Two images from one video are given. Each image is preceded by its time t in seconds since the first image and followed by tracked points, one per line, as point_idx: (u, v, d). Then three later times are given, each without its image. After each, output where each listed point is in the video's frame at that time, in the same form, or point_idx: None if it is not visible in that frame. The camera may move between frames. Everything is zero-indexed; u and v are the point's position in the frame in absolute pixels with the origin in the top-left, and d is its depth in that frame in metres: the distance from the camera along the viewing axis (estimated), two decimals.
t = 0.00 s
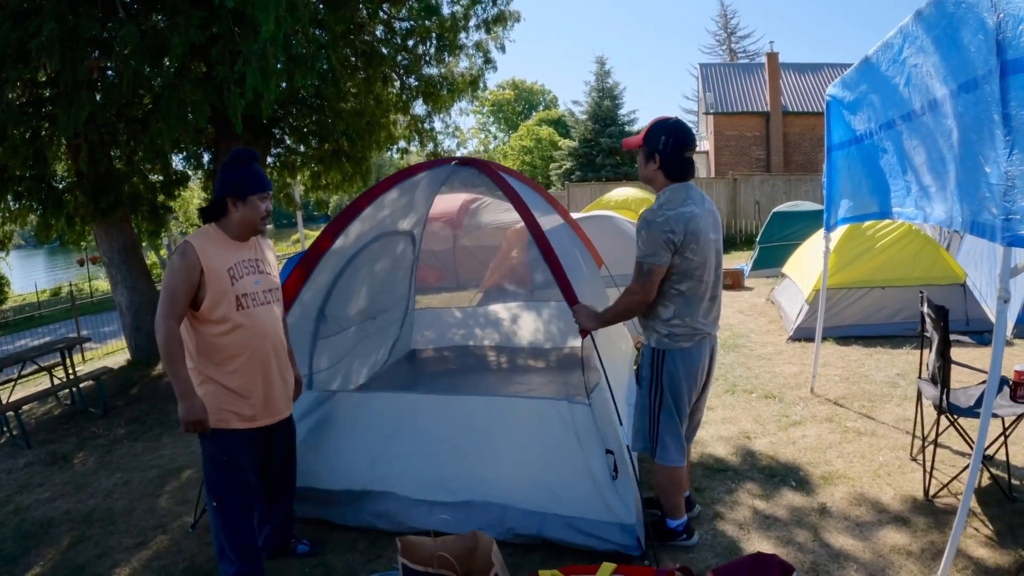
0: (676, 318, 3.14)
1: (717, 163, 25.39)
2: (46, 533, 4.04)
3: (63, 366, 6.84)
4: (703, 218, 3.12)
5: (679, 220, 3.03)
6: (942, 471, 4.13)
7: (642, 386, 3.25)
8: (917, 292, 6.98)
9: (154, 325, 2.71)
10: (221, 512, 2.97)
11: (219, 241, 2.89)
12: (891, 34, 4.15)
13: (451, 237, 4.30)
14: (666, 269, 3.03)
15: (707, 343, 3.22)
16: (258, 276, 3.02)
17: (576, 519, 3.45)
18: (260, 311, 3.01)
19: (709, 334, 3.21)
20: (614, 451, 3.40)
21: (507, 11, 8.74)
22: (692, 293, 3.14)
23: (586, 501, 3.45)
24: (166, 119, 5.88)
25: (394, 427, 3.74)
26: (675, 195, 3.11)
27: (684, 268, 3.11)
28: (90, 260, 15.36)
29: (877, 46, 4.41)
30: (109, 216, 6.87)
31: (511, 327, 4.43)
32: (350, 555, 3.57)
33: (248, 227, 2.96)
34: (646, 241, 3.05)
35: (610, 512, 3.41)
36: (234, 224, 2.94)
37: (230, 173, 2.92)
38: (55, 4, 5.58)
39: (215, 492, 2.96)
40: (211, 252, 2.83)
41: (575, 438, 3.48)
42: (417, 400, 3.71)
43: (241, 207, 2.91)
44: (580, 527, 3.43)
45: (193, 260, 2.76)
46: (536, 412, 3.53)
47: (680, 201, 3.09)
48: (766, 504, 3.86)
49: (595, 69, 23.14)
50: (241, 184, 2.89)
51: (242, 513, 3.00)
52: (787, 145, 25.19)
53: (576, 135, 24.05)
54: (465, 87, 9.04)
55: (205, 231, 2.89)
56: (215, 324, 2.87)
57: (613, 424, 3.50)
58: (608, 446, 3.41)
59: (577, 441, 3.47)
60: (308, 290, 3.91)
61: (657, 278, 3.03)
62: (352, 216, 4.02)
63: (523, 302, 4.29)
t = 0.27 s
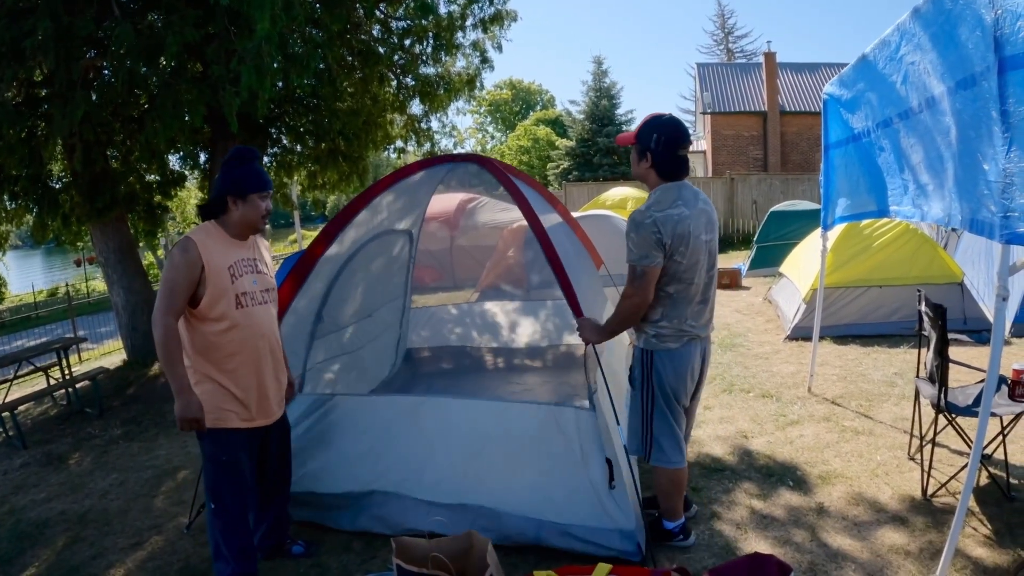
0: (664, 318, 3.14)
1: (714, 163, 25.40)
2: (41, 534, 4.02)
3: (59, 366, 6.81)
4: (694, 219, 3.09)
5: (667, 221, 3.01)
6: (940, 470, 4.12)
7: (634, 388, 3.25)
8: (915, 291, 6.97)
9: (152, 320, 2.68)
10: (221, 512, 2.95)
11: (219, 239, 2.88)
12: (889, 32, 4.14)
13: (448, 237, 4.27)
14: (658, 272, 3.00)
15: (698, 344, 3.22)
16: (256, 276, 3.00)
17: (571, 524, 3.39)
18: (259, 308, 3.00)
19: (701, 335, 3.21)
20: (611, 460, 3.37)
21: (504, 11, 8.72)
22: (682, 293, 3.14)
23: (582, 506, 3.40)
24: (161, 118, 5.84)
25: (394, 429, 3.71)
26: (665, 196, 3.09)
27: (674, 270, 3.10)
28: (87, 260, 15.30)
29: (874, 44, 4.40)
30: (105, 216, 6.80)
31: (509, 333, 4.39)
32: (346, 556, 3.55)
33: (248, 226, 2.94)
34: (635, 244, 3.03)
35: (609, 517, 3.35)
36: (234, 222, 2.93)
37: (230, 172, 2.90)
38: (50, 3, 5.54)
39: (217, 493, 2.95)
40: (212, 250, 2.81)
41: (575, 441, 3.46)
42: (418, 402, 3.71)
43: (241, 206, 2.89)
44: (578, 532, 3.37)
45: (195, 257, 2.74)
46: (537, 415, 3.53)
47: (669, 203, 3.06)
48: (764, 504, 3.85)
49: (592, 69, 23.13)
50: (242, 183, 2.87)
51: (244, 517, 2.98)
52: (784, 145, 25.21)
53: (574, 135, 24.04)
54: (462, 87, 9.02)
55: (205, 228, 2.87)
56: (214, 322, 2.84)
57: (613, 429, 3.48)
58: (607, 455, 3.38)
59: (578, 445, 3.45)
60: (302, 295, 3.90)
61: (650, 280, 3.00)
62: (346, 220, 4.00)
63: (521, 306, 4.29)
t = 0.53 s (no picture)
0: (664, 322, 3.15)
1: (712, 163, 25.42)
2: (40, 534, 4.02)
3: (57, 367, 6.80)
4: (690, 221, 3.10)
5: (666, 226, 3.00)
6: (937, 469, 4.13)
7: (632, 392, 3.24)
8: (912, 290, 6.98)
9: (158, 325, 2.63)
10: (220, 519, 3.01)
11: (217, 240, 2.86)
12: (885, 32, 4.14)
13: (446, 237, 4.29)
14: (660, 278, 2.99)
15: (695, 345, 3.23)
16: (250, 276, 3.02)
17: (569, 519, 3.39)
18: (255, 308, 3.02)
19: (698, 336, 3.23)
20: (612, 449, 3.39)
21: (502, 10, 8.72)
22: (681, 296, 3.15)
23: (579, 501, 3.40)
24: (159, 118, 5.83)
25: (391, 426, 3.72)
26: (661, 199, 3.08)
27: (673, 274, 3.10)
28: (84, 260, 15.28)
29: (871, 44, 4.40)
30: (103, 216, 6.83)
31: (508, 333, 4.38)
32: (344, 555, 3.55)
33: (243, 225, 2.97)
34: (635, 251, 3.02)
35: (606, 513, 3.36)
36: (228, 221, 2.93)
37: (225, 172, 2.89)
38: (48, 2, 5.54)
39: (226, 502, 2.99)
40: (214, 250, 2.79)
41: (574, 434, 3.48)
42: (416, 399, 3.72)
43: (239, 206, 2.91)
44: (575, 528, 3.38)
45: (199, 258, 2.71)
46: (535, 409, 3.55)
47: (665, 207, 3.06)
48: (761, 503, 3.86)
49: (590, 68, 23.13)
50: (239, 183, 2.89)
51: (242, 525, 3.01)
52: (782, 145, 25.23)
53: (572, 134, 24.04)
54: (460, 87, 9.03)
55: (199, 229, 2.83)
56: (219, 323, 2.83)
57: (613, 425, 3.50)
58: (607, 444, 3.40)
59: (574, 441, 3.47)
60: (301, 292, 3.92)
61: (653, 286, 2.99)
62: (345, 218, 4.01)
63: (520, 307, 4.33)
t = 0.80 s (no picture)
0: (664, 324, 3.15)
1: (711, 163, 25.44)
2: (39, 534, 4.03)
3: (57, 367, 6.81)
4: (692, 223, 3.11)
5: (670, 230, 3.01)
6: (935, 468, 4.15)
7: (633, 393, 3.25)
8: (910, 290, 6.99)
9: (170, 345, 2.41)
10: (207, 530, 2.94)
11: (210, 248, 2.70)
12: (882, 33, 4.15)
13: (445, 237, 4.27)
14: (661, 282, 3.00)
15: (694, 346, 3.24)
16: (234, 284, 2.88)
17: (568, 518, 3.40)
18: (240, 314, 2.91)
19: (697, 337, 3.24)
20: (609, 448, 3.40)
21: (501, 11, 8.73)
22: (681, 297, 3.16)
23: (578, 499, 3.42)
24: (159, 118, 5.84)
25: (391, 427, 3.73)
26: (663, 202, 3.09)
27: (675, 276, 3.11)
28: (83, 260, 15.26)
29: (868, 45, 4.41)
30: (102, 216, 6.83)
31: (507, 334, 4.33)
32: (343, 554, 3.56)
33: (227, 232, 2.86)
34: (638, 255, 3.01)
35: (605, 511, 3.37)
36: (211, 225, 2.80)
37: (215, 177, 2.77)
38: (47, 3, 5.54)
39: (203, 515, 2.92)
40: (214, 260, 2.62)
41: (572, 433, 3.49)
42: (415, 397, 3.73)
43: (234, 211, 2.86)
44: (575, 526, 3.39)
45: (204, 269, 2.53)
46: (534, 409, 3.56)
47: (668, 209, 3.07)
48: (759, 502, 3.87)
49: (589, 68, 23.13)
50: (232, 188, 2.80)
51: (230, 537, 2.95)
52: (781, 145, 25.25)
53: (571, 134, 24.05)
54: (459, 87, 9.04)
55: (190, 235, 2.63)
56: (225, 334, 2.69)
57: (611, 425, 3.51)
58: (605, 443, 3.41)
59: (573, 440, 3.48)
60: (300, 292, 3.95)
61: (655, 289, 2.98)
62: (345, 218, 4.04)
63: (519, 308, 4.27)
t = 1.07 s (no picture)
0: (660, 325, 3.15)
1: (711, 163, 25.45)
2: (39, 533, 4.03)
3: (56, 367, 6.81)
4: (691, 224, 3.11)
5: (667, 230, 3.01)
6: (933, 468, 4.16)
7: (631, 391, 3.26)
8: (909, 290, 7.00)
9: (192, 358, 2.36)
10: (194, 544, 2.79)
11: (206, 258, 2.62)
12: (881, 33, 4.16)
13: (444, 237, 4.29)
14: (654, 283, 3.03)
15: (692, 346, 3.25)
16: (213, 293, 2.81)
17: (567, 515, 3.42)
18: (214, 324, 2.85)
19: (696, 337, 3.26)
20: (609, 444, 3.40)
21: (500, 11, 8.74)
22: (679, 298, 3.16)
23: (575, 495, 3.43)
24: (158, 118, 5.85)
25: (389, 425, 3.74)
26: (663, 201, 3.09)
27: (672, 276, 3.12)
28: (82, 260, 15.26)
29: (866, 45, 4.41)
30: (102, 216, 6.83)
31: (505, 332, 4.46)
32: (343, 553, 3.57)
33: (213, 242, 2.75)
34: (633, 253, 3.04)
35: (603, 509, 3.38)
36: (201, 233, 2.68)
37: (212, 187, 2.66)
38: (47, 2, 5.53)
39: (193, 510, 2.72)
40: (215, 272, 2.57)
41: (570, 430, 3.48)
42: (412, 395, 3.73)
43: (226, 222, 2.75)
44: (573, 524, 3.41)
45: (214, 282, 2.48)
46: (532, 407, 3.55)
47: (667, 209, 3.08)
48: (758, 501, 3.88)
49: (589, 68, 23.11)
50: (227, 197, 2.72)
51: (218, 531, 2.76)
52: (780, 145, 25.26)
53: (570, 135, 24.04)
54: (458, 87, 9.04)
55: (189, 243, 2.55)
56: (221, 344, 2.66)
57: (608, 423, 3.53)
58: (605, 439, 3.41)
59: (571, 437, 3.48)
60: (299, 288, 3.93)
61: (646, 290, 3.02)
62: (344, 215, 4.04)
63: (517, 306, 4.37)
